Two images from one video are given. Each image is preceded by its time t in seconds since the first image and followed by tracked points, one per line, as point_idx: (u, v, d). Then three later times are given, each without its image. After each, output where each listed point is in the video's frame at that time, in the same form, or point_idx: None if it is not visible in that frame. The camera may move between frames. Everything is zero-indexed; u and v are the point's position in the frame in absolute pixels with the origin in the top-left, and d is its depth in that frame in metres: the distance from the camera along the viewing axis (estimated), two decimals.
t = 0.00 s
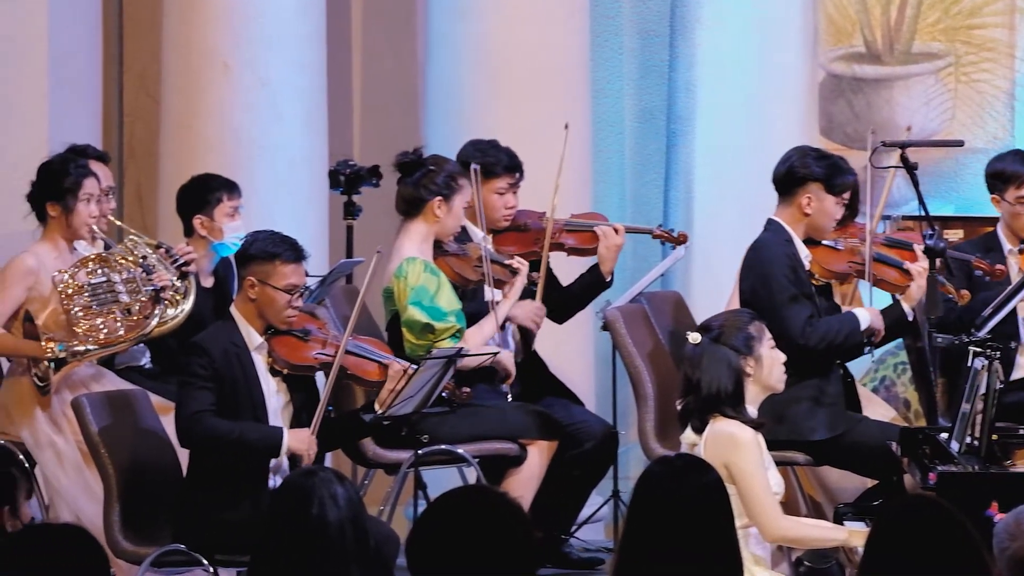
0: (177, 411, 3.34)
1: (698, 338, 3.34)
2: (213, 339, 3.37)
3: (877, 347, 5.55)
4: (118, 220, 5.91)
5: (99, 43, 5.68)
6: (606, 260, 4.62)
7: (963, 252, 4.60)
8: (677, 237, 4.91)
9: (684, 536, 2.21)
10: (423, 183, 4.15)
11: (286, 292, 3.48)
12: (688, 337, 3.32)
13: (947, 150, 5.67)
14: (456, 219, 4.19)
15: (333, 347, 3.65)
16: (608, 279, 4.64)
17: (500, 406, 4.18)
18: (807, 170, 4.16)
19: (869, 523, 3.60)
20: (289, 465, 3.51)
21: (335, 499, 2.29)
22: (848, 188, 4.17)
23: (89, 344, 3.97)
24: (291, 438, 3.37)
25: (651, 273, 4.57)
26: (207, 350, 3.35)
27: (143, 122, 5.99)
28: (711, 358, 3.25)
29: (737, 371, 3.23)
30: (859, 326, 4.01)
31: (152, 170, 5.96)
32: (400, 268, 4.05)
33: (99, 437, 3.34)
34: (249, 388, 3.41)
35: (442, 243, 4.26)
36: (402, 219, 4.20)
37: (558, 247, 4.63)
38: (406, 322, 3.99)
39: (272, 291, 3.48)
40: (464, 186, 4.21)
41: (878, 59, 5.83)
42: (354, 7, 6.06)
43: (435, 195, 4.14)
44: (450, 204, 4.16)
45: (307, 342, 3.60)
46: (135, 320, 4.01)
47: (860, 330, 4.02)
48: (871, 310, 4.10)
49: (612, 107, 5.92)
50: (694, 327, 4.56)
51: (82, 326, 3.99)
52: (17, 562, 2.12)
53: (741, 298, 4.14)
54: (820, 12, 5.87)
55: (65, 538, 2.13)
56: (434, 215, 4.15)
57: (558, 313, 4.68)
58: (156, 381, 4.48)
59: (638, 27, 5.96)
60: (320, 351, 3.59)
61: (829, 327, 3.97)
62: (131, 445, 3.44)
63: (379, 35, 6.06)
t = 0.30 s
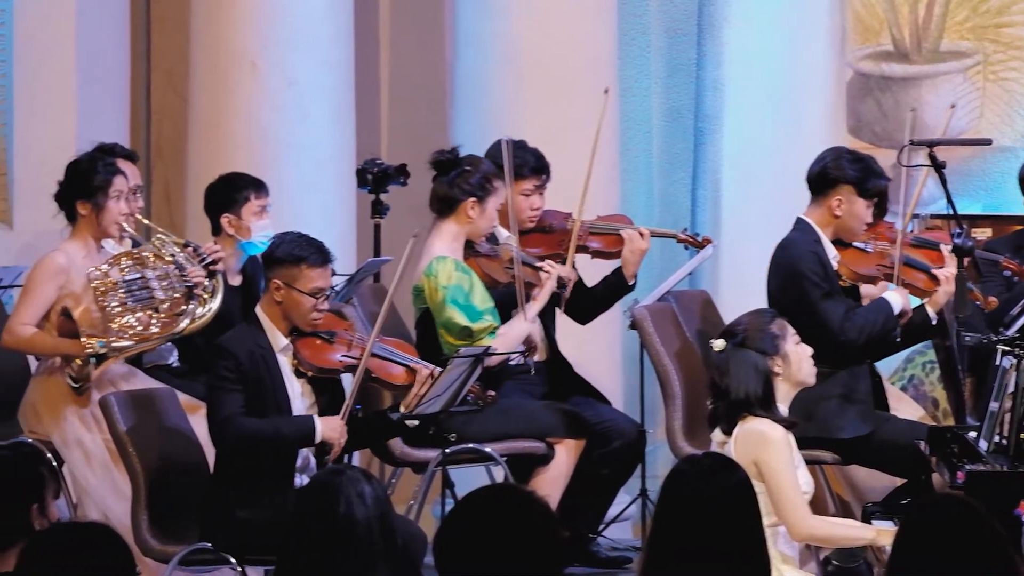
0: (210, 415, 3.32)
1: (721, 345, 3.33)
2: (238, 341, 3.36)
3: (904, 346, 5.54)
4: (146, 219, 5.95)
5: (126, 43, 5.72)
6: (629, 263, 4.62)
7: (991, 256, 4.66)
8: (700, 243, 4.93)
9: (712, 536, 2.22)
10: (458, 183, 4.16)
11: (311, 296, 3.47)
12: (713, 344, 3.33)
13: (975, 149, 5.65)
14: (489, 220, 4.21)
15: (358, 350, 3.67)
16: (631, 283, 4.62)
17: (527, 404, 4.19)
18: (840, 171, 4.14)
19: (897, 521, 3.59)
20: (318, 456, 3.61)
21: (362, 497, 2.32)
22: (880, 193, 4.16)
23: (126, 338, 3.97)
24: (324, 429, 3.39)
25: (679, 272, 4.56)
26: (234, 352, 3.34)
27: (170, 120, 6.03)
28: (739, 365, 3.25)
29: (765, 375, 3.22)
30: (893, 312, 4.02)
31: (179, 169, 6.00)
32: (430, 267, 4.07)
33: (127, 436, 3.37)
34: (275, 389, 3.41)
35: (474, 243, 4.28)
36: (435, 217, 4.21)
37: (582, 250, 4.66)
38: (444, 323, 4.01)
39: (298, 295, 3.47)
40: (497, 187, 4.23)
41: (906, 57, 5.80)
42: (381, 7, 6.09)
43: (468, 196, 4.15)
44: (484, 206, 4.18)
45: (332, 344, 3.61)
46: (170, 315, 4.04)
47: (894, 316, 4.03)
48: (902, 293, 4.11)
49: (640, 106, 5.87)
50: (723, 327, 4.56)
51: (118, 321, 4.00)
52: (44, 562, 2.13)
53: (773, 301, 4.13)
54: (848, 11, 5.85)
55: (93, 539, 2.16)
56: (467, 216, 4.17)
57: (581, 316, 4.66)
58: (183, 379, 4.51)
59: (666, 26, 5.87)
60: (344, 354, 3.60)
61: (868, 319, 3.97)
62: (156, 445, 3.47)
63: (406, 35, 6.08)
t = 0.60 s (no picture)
0: (260, 418, 3.30)
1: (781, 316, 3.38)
2: (275, 341, 3.33)
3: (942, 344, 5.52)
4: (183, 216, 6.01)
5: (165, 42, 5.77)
6: (664, 265, 4.63)
7: None
8: (733, 245, 4.94)
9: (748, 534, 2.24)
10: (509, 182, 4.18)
11: (353, 305, 3.45)
12: (764, 319, 3.38)
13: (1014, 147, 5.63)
14: (535, 223, 4.23)
15: (396, 357, 3.69)
16: (665, 284, 4.63)
17: (565, 402, 4.20)
18: (881, 171, 4.14)
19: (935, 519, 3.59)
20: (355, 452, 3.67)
21: (399, 496, 2.33)
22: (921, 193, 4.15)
23: (168, 348, 3.96)
24: (371, 409, 3.46)
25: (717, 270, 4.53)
26: (272, 353, 3.31)
27: (208, 117, 6.08)
28: (784, 344, 3.25)
29: (804, 365, 3.22)
30: (934, 304, 4.01)
31: (216, 167, 6.05)
32: (473, 265, 4.08)
33: (165, 437, 3.42)
34: (313, 389, 3.42)
35: (517, 244, 4.27)
36: (483, 215, 4.23)
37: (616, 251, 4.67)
38: (495, 321, 4.04)
39: (339, 303, 3.45)
40: (547, 191, 4.24)
41: (944, 55, 5.82)
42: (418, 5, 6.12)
43: (516, 198, 4.16)
44: (531, 208, 4.19)
45: (369, 353, 3.62)
46: (211, 327, 4.03)
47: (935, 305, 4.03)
48: (943, 279, 4.10)
49: (678, 104, 6.05)
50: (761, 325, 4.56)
51: (160, 328, 3.98)
52: (85, 560, 2.19)
53: (817, 293, 4.15)
54: (886, 8, 5.85)
55: (126, 541, 2.21)
56: (514, 217, 4.18)
57: (615, 314, 4.69)
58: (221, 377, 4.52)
59: (703, 24, 6.03)
60: (380, 364, 3.62)
61: (911, 312, 3.97)
62: (191, 444, 3.51)
63: (444, 33, 6.11)
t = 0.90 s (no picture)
0: (314, 413, 3.30)
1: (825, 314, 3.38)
2: (325, 338, 3.33)
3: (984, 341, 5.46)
4: (225, 215, 6.04)
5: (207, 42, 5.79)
6: (708, 263, 4.62)
7: None
8: (775, 244, 4.91)
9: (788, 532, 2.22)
10: (562, 179, 4.18)
11: (404, 307, 3.45)
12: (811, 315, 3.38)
13: None
14: (585, 224, 4.21)
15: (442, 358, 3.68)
16: (705, 281, 4.61)
17: (608, 400, 4.19)
18: (918, 165, 4.13)
19: (977, 517, 3.55)
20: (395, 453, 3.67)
21: (440, 494, 2.32)
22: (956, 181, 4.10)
23: (202, 352, 3.96)
24: (422, 403, 3.48)
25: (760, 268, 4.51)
26: (323, 350, 3.32)
27: (250, 116, 6.11)
28: (828, 340, 3.23)
29: (848, 361, 3.20)
30: (978, 308, 3.97)
31: (257, 165, 6.08)
32: (523, 263, 4.07)
33: (208, 436, 3.44)
34: (362, 388, 3.39)
35: (565, 244, 4.27)
36: (535, 213, 4.23)
37: (658, 251, 4.65)
38: (551, 320, 4.00)
39: (389, 303, 3.45)
40: (599, 193, 4.21)
41: (987, 53, 5.63)
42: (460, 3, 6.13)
43: (568, 198, 4.16)
44: (581, 209, 4.18)
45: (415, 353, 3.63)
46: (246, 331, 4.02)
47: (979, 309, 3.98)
48: (987, 289, 4.05)
49: (720, 102, 5.93)
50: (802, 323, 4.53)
51: (194, 332, 3.95)
52: (132, 557, 2.17)
53: (856, 293, 4.12)
54: (929, 5, 5.72)
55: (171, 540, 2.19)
56: (564, 217, 4.18)
57: (660, 315, 4.66)
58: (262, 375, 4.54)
59: (745, 22, 5.87)
60: (426, 365, 3.63)
61: (953, 316, 3.93)
62: (233, 444, 3.52)
63: (486, 31, 6.10)
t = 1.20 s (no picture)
0: (346, 411, 3.30)
1: (853, 317, 3.32)
2: (364, 334, 3.33)
3: None
4: (263, 212, 6.06)
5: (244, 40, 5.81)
6: (747, 257, 4.58)
7: None
8: (815, 237, 4.85)
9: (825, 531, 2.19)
10: (591, 176, 4.14)
11: (443, 297, 3.43)
12: (838, 322, 3.30)
13: None
14: (618, 219, 4.19)
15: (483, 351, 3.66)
16: (744, 275, 4.56)
17: (644, 398, 4.15)
18: (964, 161, 4.06)
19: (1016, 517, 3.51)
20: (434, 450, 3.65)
21: (477, 491, 2.30)
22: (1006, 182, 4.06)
23: (237, 346, 3.96)
24: (457, 410, 3.43)
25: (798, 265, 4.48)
26: (361, 346, 3.32)
27: (287, 114, 6.12)
28: (860, 343, 3.19)
29: (884, 360, 3.17)
30: (1013, 320, 3.91)
31: (294, 163, 6.09)
32: (557, 261, 4.06)
33: (245, 435, 3.43)
34: (401, 384, 3.37)
35: (599, 240, 4.28)
36: (566, 211, 4.22)
37: (696, 245, 4.62)
38: (581, 320, 4.00)
39: (429, 295, 3.43)
40: (630, 187, 4.19)
41: None
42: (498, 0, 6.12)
43: (598, 193, 4.14)
44: (613, 204, 4.16)
45: (457, 346, 3.60)
46: (282, 326, 4.03)
47: (1015, 322, 3.92)
48: None
49: (757, 99, 6.09)
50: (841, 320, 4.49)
51: (231, 327, 3.97)
52: (167, 554, 2.08)
53: (893, 293, 4.04)
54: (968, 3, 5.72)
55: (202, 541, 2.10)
56: (597, 213, 4.16)
57: (695, 309, 4.65)
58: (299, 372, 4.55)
59: (784, 18, 6.04)
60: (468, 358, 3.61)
61: (988, 324, 3.88)
62: (271, 443, 3.52)
63: (525, 28, 6.10)
